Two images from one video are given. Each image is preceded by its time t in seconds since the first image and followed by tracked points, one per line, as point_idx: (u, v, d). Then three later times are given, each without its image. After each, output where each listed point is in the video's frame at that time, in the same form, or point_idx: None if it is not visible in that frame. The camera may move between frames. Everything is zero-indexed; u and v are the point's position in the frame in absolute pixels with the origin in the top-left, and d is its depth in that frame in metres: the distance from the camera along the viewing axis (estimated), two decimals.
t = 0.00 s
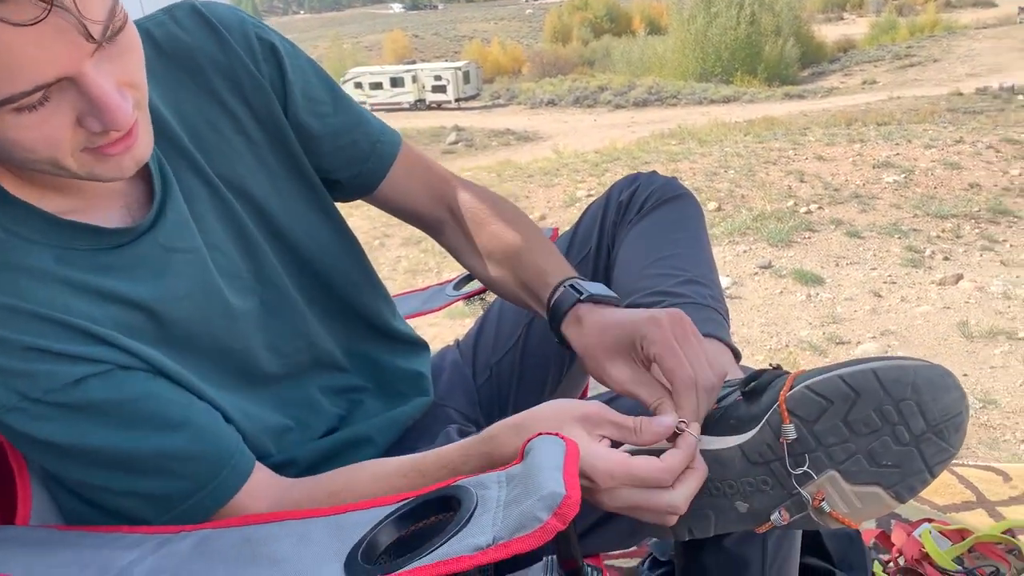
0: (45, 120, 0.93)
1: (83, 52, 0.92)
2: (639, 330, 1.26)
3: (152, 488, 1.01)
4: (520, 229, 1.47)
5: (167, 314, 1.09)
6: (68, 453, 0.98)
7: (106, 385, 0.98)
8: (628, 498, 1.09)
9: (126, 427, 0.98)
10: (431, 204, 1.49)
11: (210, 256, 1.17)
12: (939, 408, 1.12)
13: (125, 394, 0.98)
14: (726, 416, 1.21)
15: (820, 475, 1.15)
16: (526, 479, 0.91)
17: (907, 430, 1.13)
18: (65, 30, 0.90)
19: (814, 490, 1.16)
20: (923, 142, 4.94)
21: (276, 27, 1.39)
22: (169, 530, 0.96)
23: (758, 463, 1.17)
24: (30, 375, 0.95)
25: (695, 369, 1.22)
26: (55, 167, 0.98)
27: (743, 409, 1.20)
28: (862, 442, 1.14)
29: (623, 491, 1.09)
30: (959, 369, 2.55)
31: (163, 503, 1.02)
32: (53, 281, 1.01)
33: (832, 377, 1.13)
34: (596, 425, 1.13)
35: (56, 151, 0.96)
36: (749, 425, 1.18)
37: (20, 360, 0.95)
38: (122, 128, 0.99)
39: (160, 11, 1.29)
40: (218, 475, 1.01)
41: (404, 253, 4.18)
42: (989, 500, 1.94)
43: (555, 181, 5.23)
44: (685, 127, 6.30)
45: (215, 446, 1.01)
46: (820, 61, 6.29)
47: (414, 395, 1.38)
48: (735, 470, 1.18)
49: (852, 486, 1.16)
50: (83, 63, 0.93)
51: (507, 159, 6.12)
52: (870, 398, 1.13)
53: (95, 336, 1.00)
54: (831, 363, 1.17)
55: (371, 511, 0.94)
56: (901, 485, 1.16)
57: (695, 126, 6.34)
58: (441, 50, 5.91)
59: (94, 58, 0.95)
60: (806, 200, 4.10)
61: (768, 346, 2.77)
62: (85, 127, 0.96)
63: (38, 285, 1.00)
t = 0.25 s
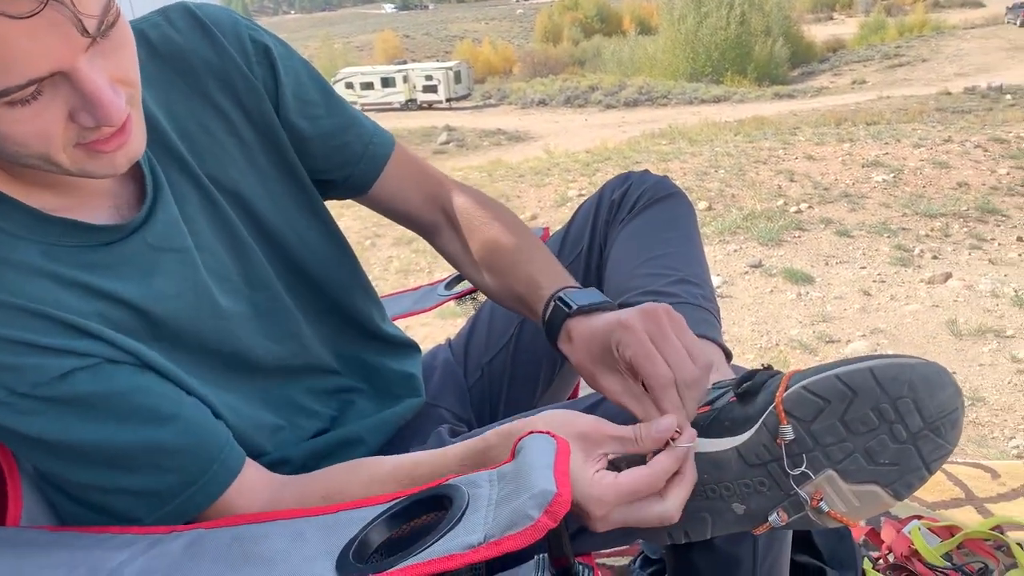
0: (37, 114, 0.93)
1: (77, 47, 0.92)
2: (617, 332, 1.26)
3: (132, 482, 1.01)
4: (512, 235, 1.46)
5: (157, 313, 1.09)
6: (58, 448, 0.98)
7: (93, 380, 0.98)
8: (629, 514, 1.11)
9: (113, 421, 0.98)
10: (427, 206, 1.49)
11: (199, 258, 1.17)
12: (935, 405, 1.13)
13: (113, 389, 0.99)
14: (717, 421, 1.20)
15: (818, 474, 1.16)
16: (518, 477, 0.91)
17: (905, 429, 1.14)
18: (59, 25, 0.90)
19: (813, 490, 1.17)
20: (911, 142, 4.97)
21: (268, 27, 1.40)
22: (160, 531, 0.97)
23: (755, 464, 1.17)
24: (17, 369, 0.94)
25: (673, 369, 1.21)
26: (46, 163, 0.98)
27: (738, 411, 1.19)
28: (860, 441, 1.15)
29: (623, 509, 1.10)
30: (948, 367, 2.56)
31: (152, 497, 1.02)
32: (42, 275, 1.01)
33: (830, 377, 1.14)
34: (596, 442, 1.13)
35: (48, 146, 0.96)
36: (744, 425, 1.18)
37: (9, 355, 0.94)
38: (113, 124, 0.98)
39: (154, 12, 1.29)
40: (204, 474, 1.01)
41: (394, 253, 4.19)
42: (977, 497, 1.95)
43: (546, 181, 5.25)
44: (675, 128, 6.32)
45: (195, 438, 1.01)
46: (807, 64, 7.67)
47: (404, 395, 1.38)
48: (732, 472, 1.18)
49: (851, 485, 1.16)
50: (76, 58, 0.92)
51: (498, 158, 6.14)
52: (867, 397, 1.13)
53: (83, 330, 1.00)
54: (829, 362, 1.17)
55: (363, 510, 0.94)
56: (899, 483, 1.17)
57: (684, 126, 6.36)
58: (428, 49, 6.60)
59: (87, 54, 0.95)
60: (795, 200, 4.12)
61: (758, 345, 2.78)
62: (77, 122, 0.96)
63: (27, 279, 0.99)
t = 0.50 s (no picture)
0: (36, 122, 0.91)
1: (78, 54, 0.90)
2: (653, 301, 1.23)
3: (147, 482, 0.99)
4: (520, 204, 1.46)
5: (156, 313, 1.08)
6: (60, 445, 0.96)
7: (99, 377, 0.96)
8: (649, 534, 1.10)
9: (123, 418, 0.97)
10: (428, 187, 1.48)
11: (196, 259, 1.17)
12: (934, 403, 1.13)
13: (119, 385, 0.97)
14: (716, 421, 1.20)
15: (820, 476, 1.16)
16: (512, 477, 0.91)
17: (904, 429, 1.14)
18: (61, 33, 0.88)
19: (815, 491, 1.17)
20: (903, 143, 5.00)
21: (260, 24, 1.40)
22: (156, 533, 0.97)
23: (757, 467, 1.17)
24: (20, 368, 0.93)
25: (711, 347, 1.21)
26: (43, 170, 0.95)
27: (736, 412, 1.19)
28: (859, 442, 1.15)
29: (645, 528, 1.09)
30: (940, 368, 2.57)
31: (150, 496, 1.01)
32: (47, 276, 1.00)
33: (829, 380, 1.13)
34: (619, 464, 1.11)
35: (46, 153, 0.93)
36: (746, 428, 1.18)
37: (11, 352, 0.93)
38: (113, 130, 0.96)
39: (144, 13, 1.30)
40: (209, 466, 0.99)
41: (388, 255, 4.20)
42: (970, 497, 1.96)
43: (540, 183, 5.26)
44: (667, 130, 6.34)
45: (208, 431, 1.00)
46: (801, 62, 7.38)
47: (400, 397, 1.39)
48: (734, 474, 1.18)
49: (852, 485, 1.17)
50: (77, 65, 0.90)
51: (491, 160, 6.15)
52: (865, 398, 1.13)
53: (91, 329, 0.98)
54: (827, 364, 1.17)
55: (357, 511, 0.95)
56: (899, 481, 1.17)
57: (677, 128, 6.38)
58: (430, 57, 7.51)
59: (87, 61, 0.93)
60: (788, 201, 4.14)
61: (752, 347, 2.78)
62: (76, 129, 0.94)
63: (28, 279, 0.98)
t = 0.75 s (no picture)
0: (26, 129, 0.90)
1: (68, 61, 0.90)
2: (709, 314, 1.13)
3: (161, 483, 0.99)
4: (529, 187, 1.38)
5: (149, 314, 1.08)
6: (62, 441, 0.97)
7: (102, 375, 0.96)
8: (670, 534, 1.02)
9: (129, 415, 0.96)
10: (424, 170, 1.41)
11: (188, 260, 1.17)
12: (928, 403, 1.14)
13: (121, 382, 0.96)
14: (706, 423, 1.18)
15: (814, 475, 1.15)
16: (506, 480, 0.92)
17: (898, 428, 1.15)
18: (51, 41, 0.88)
19: (809, 491, 1.16)
20: (894, 147, 5.03)
21: (240, 20, 1.40)
22: (148, 536, 0.97)
23: (751, 467, 1.14)
24: (19, 369, 0.92)
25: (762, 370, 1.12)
26: (33, 176, 0.96)
27: (731, 412, 1.17)
28: (854, 441, 1.15)
29: (669, 523, 1.01)
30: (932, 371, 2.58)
31: (147, 491, 1.01)
32: (46, 280, 1.00)
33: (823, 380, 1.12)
34: (646, 459, 1.04)
35: (36, 159, 0.93)
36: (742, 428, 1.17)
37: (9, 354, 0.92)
38: (103, 135, 0.96)
39: (123, 16, 1.30)
40: (215, 463, 0.99)
41: (382, 259, 4.21)
42: (962, 499, 1.97)
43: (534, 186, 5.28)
44: (660, 134, 6.36)
45: (214, 424, 0.99)
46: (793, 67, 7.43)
47: (394, 401, 1.39)
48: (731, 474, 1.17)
49: (846, 485, 1.16)
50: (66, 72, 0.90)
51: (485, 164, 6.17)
52: (861, 398, 1.13)
53: (95, 328, 0.98)
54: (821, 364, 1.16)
55: (350, 514, 0.95)
56: (892, 480, 1.19)
57: (669, 132, 6.41)
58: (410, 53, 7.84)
59: (76, 66, 0.93)
60: (780, 205, 4.16)
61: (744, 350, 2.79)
62: (66, 135, 0.94)
63: (25, 281, 0.98)
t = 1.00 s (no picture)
0: (15, 140, 0.90)
1: (56, 72, 0.90)
2: (703, 328, 1.12)
3: (150, 486, 0.99)
4: (528, 188, 1.39)
5: (138, 320, 1.07)
6: (49, 446, 0.96)
7: (86, 378, 0.95)
8: (680, 536, 1.00)
9: (121, 420, 0.95)
10: (419, 172, 1.41)
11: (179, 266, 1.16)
12: (920, 416, 1.15)
13: (104, 386, 0.95)
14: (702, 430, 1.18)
15: (805, 486, 1.16)
16: (500, 487, 0.92)
17: (890, 440, 1.16)
18: (39, 52, 0.87)
19: (799, 500, 1.17)
20: (888, 152, 5.04)
21: (230, 22, 1.39)
22: (141, 543, 0.97)
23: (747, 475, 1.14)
24: (6, 375, 0.92)
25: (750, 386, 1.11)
26: (23, 185, 0.96)
27: (725, 420, 1.17)
28: (846, 453, 1.16)
29: (678, 524, 0.99)
30: (925, 376, 2.59)
31: (137, 495, 1.00)
32: (30, 284, 0.99)
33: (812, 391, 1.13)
34: (655, 465, 1.04)
35: (25, 169, 0.93)
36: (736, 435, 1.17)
37: None
38: (93, 146, 0.96)
39: (114, 20, 1.30)
40: (203, 466, 0.98)
41: (376, 263, 4.20)
42: (955, 503, 1.98)
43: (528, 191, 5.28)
44: (654, 139, 6.37)
45: (203, 428, 0.99)
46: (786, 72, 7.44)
47: (389, 407, 1.39)
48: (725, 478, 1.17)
49: (838, 495, 1.17)
50: (55, 83, 0.90)
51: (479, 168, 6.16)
52: (853, 411, 1.14)
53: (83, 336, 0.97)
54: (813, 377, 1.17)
55: (344, 519, 0.95)
56: (884, 492, 1.20)
57: (663, 137, 6.42)
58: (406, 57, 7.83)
59: (65, 77, 0.92)
60: (774, 210, 4.17)
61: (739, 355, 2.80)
62: (55, 145, 0.94)
63: (12, 288, 0.97)
